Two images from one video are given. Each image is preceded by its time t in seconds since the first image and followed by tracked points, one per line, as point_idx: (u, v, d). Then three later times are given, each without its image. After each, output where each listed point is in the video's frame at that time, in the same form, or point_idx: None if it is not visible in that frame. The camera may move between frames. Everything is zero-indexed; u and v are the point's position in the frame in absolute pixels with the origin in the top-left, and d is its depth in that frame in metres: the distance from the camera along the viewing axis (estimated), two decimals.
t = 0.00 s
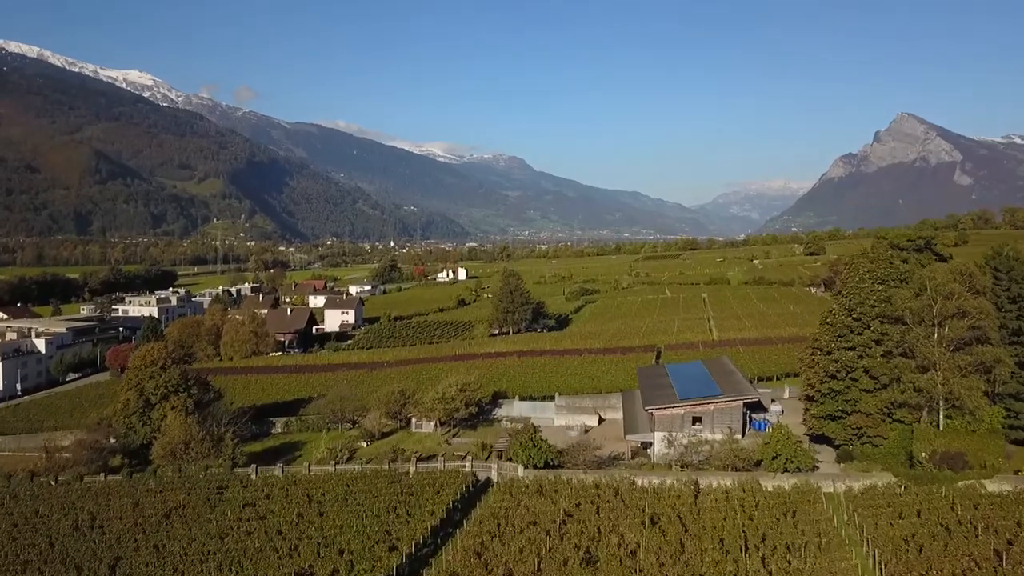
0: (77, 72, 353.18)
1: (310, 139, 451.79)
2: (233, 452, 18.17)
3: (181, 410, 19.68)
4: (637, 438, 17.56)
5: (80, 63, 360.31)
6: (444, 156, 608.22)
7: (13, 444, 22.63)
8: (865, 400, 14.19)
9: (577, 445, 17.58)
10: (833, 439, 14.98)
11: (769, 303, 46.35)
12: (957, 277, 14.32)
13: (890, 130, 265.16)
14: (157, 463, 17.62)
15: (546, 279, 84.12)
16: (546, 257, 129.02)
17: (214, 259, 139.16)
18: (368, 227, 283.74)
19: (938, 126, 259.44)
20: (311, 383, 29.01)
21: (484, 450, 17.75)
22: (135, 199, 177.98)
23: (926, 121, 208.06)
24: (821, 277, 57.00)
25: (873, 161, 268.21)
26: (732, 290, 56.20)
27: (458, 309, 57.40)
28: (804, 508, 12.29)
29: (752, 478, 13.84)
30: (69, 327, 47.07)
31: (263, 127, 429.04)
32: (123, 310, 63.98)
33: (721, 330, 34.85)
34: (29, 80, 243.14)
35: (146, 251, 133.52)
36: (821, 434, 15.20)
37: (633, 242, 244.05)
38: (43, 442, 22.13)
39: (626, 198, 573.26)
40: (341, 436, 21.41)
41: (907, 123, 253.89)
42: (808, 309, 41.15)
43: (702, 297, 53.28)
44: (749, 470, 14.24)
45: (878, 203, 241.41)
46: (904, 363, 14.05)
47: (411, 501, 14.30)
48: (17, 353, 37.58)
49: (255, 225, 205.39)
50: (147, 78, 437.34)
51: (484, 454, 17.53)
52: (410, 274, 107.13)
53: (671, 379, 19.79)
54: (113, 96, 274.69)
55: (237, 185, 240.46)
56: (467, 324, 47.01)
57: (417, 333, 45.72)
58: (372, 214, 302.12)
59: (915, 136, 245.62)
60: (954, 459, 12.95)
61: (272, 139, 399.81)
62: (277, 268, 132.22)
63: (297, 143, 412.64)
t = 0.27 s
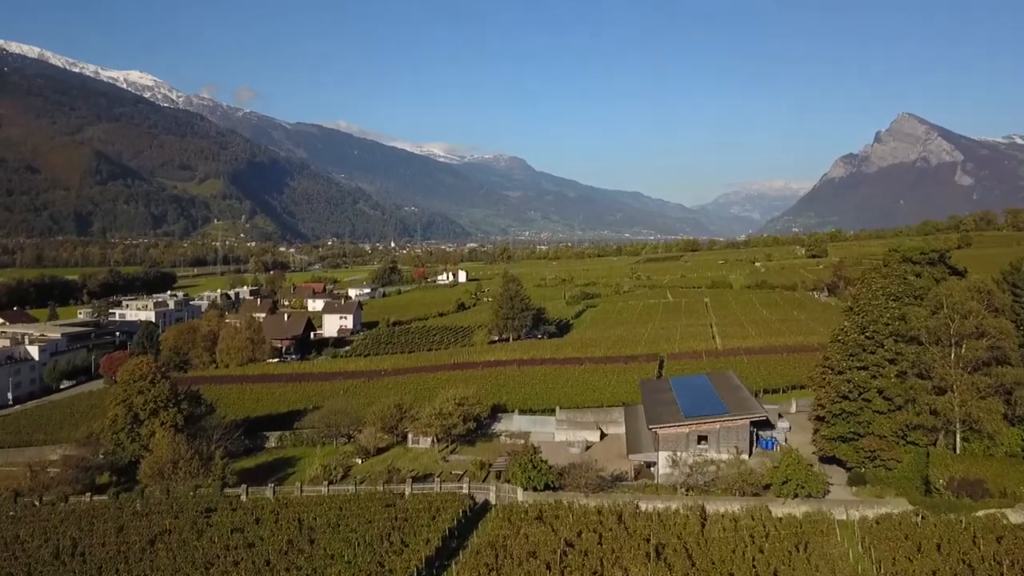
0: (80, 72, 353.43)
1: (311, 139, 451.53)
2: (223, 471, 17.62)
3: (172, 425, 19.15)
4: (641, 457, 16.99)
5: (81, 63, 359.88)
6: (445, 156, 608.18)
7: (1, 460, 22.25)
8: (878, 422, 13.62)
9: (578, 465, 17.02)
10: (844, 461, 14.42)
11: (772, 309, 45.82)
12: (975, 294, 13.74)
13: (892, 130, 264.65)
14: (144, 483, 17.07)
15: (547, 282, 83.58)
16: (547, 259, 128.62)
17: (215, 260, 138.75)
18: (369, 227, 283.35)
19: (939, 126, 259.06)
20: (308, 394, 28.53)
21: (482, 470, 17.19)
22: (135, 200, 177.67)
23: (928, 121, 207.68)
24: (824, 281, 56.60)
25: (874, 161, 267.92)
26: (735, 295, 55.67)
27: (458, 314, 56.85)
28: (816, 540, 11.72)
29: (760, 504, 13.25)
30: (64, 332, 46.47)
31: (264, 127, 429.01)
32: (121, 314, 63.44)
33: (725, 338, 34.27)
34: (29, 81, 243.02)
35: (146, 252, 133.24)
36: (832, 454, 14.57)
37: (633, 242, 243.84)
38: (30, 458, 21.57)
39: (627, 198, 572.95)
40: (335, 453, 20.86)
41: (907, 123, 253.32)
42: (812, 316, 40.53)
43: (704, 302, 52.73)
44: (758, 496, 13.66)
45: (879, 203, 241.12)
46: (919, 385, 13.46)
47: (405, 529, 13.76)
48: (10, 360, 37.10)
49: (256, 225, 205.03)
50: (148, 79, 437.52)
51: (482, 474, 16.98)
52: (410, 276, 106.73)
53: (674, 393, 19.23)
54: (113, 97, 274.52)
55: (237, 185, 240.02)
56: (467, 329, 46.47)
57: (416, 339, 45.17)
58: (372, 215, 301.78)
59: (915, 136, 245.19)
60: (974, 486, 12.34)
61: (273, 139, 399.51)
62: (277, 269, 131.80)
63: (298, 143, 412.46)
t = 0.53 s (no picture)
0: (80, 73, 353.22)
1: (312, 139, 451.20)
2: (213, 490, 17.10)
3: (162, 440, 18.61)
4: (644, 476, 16.46)
5: (81, 63, 359.68)
6: (445, 156, 607.86)
7: None
8: (893, 445, 13.06)
9: (579, 485, 16.49)
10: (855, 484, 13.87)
11: (775, 314, 45.30)
12: (993, 313, 13.17)
13: (893, 130, 264.10)
14: (131, 503, 16.56)
15: (547, 284, 83.10)
16: (547, 260, 128.31)
17: (215, 261, 138.33)
18: (369, 227, 282.95)
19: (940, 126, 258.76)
20: (304, 404, 28.00)
21: (480, 490, 16.65)
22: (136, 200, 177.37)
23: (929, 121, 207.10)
24: (827, 285, 56.17)
25: (874, 161, 267.67)
26: (736, 299, 55.19)
27: (457, 318, 56.37)
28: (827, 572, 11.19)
29: (769, 531, 12.72)
30: (58, 338, 45.93)
31: (264, 128, 428.86)
32: (117, 318, 62.91)
33: (728, 345, 33.73)
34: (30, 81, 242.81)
35: (145, 253, 132.88)
36: (843, 476, 14.03)
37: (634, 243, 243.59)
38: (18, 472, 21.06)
39: (627, 198, 572.40)
40: (330, 468, 20.32)
41: (908, 123, 253.00)
42: (816, 322, 40.02)
43: (706, 306, 52.23)
44: (767, 522, 13.12)
45: (880, 203, 240.87)
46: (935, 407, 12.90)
47: (400, 556, 13.28)
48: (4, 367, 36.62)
49: (256, 226, 204.58)
50: (149, 79, 437.32)
51: (479, 494, 16.46)
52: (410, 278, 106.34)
53: (677, 409, 18.71)
54: (114, 97, 274.26)
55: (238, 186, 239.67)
56: (465, 335, 45.92)
57: (414, 345, 44.63)
58: (373, 215, 301.44)
59: (916, 136, 244.82)
60: (993, 513, 11.77)
61: (273, 140, 399.07)
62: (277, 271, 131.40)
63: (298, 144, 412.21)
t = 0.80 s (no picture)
0: (81, 73, 353.42)
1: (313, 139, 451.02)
2: (202, 508, 16.55)
3: (151, 457, 18.15)
4: (648, 497, 15.94)
5: (82, 63, 359.88)
6: (445, 156, 607.58)
7: None
8: (905, 469, 12.53)
9: (580, 506, 15.96)
10: (867, 509, 13.31)
11: (779, 320, 44.74)
12: (1014, 333, 12.62)
13: (893, 130, 263.58)
14: (117, 524, 15.99)
15: (547, 287, 82.64)
16: (548, 261, 127.94)
17: (215, 262, 137.92)
18: (370, 228, 282.66)
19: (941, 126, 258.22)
20: (300, 415, 27.45)
21: (478, 510, 16.14)
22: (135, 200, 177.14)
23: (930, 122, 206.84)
24: (830, 289, 55.63)
25: (875, 161, 267.14)
26: (738, 303, 54.71)
27: (457, 323, 55.84)
28: None
29: (777, 563, 12.23)
30: (54, 343, 45.48)
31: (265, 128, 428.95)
32: (114, 322, 62.48)
33: (731, 353, 33.19)
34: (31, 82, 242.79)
35: (145, 254, 132.58)
36: (854, 500, 13.52)
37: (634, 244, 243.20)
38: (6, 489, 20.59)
39: (629, 198, 571.80)
40: (325, 484, 19.80)
41: (909, 123, 252.41)
42: (821, 329, 39.46)
43: (709, 311, 51.67)
44: (775, 553, 12.58)
45: (880, 204, 240.43)
46: (950, 431, 12.37)
47: None
48: None
49: (257, 226, 204.14)
50: (150, 79, 437.81)
51: (477, 517, 15.95)
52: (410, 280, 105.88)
53: (680, 425, 18.20)
54: (114, 97, 274.21)
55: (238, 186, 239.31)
56: (464, 341, 45.43)
57: (412, 351, 44.14)
58: (373, 215, 301.10)
59: (917, 136, 244.17)
60: (1013, 542, 11.24)
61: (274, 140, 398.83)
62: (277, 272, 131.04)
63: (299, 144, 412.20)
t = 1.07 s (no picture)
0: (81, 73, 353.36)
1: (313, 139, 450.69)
2: (191, 531, 15.98)
3: (140, 476, 17.62)
4: (652, 520, 15.38)
5: (82, 64, 359.99)
6: (446, 157, 607.54)
7: None
8: (922, 499, 11.97)
9: (581, 529, 15.40)
10: (881, 536, 12.76)
11: (782, 326, 44.16)
12: None
13: (894, 130, 262.92)
14: (103, 547, 15.47)
15: (547, 290, 82.07)
16: (548, 262, 127.53)
17: (215, 263, 137.50)
18: (370, 228, 282.23)
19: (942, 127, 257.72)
20: (295, 427, 26.89)
21: (476, 533, 15.60)
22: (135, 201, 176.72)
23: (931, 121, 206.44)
24: (834, 294, 55.07)
25: (876, 161, 266.63)
26: (741, 307, 54.17)
27: (457, 327, 55.26)
28: None
29: None
30: (48, 348, 44.99)
31: (266, 128, 428.62)
32: (112, 325, 62.05)
33: (735, 361, 32.58)
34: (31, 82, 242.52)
35: (144, 256, 132.15)
36: (867, 528, 12.96)
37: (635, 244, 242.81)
38: None
39: (629, 198, 571.22)
40: (319, 502, 19.26)
41: (910, 123, 251.88)
42: (825, 336, 38.85)
43: (711, 316, 51.10)
44: None
45: (881, 204, 240.01)
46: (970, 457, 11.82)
47: None
48: None
49: (257, 226, 203.66)
50: (151, 79, 437.77)
51: (474, 541, 15.39)
52: (411, 282, 105.36)
53: (684, 443, 17.63)
54: (115, 97, 273.92)
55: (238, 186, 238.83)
56: (463, 347, 44.88)
57: (410, 357, 43.59)
58: (373, 216, 300.63)
59: (918, 136, 243.62)
60: None
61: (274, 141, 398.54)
62: (277, 273, 130.59)
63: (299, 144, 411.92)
